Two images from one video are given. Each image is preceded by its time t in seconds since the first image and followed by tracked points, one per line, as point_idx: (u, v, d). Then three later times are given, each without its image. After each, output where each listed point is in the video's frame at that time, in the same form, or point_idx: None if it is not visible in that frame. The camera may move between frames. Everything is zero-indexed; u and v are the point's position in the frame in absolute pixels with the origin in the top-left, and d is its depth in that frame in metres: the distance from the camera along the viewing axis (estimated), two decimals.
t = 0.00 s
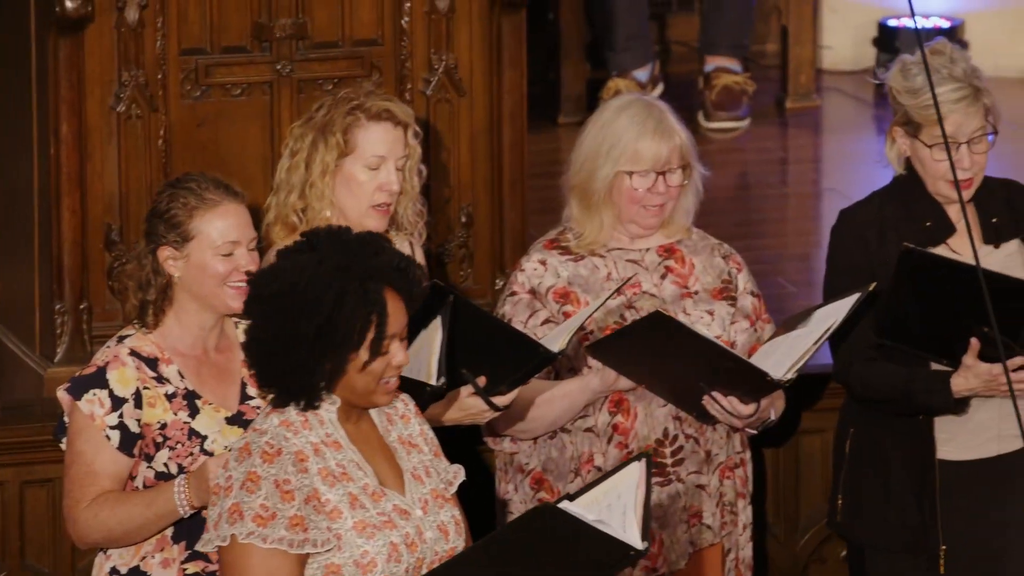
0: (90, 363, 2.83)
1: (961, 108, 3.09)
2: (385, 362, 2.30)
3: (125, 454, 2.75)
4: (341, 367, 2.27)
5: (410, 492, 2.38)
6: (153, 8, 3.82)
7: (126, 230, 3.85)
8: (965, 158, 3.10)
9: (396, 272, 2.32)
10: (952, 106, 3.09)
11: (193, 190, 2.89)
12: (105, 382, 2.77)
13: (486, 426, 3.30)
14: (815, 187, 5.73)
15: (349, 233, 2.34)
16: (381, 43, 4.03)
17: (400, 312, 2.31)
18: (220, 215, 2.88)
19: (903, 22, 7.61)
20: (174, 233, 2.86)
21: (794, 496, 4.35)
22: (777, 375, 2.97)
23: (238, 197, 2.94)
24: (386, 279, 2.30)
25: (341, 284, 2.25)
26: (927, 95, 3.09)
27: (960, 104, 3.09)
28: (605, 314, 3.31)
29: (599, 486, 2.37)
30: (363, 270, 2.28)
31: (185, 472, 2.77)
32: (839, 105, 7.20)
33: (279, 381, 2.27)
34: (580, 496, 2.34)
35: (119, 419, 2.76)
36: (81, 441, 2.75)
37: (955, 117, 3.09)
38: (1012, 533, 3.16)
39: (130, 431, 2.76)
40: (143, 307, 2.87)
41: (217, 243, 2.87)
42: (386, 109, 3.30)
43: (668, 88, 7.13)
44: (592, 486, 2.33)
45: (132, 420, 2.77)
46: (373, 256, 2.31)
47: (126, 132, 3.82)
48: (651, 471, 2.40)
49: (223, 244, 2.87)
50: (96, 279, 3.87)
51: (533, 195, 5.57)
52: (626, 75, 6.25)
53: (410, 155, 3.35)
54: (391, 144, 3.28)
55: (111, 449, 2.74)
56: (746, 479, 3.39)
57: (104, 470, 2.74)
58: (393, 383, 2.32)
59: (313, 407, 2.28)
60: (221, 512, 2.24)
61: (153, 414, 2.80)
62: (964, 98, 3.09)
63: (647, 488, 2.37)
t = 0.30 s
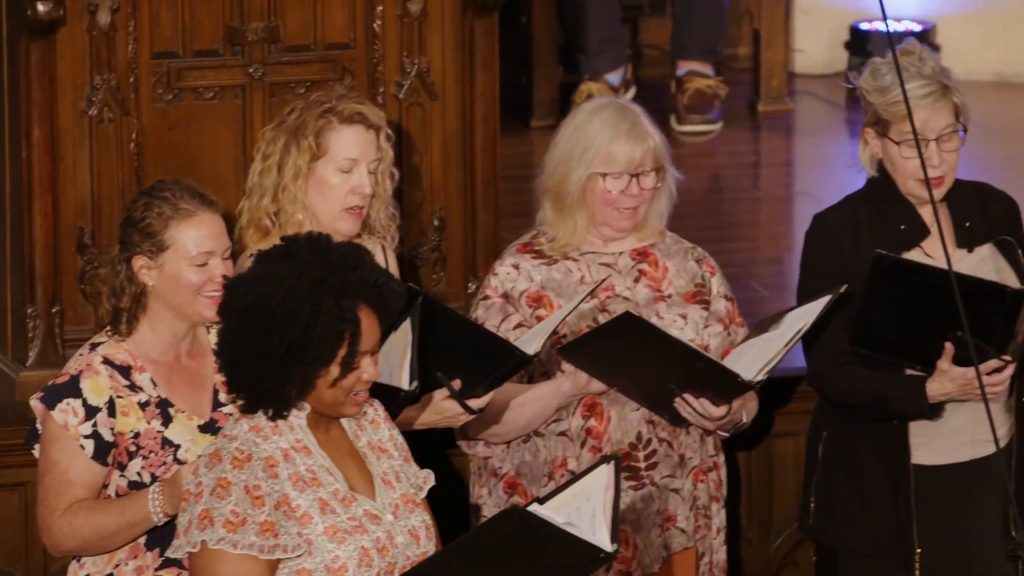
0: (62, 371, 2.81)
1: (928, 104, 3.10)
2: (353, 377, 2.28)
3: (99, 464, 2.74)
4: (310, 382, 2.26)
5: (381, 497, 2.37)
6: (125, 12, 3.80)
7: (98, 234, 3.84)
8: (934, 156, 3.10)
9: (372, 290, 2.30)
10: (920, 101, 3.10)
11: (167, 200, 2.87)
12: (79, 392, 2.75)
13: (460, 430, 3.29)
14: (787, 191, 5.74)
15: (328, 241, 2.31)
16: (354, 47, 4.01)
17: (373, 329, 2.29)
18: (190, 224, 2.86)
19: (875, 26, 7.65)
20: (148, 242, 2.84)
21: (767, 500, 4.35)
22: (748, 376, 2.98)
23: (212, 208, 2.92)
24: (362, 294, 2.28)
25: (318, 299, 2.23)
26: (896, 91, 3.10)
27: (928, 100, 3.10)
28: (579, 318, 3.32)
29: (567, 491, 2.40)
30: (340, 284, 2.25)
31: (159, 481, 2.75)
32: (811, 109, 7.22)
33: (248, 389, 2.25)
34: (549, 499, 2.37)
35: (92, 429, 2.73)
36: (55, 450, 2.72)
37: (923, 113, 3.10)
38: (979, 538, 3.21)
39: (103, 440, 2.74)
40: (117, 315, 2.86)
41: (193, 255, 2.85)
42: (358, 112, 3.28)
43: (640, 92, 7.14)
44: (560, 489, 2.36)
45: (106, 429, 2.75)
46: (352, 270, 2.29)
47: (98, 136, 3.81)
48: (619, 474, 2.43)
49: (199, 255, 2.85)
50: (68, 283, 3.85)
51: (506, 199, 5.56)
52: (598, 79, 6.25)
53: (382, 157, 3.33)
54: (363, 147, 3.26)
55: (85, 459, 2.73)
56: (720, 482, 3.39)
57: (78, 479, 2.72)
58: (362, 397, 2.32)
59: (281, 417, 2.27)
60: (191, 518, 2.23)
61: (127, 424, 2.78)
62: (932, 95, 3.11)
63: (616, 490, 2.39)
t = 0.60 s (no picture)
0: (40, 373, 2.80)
1: (913, 102, 3.10)
2: (332, 380, 2.28)
3: (76, 466, 2.73)
4: (284, 390, 2.25)
5: (359, 499, 2.37)
6: (102, 14, 3.78)
7: (75, 237, 3.82)
8: (916, 156, 3.09)
9: (348, 293, 2.30)
10: (904, 99, 3.10)
11: (144, 204, 2.87)
12: (57, 395, 2.74)
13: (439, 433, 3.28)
14: (765, 194, 5.75)
15: (304, 245, 2.31)
16: (331, 50, 4.00)
17: (350, 332, 2.29)
18: (167, 227, 2.86)
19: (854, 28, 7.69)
20: (126, 245, 2.83)
21: (744, 502, 4.35)
22: (726, 380, 2.98)
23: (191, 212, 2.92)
24: (338, 299, 2.28)
25: (292, 303, 2.23)
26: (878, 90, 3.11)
27: (911, 98, 3.10)
28: (557, 322, 3.30)
29: (544, 491, 2.41)
30: (314, 288, 2.25)
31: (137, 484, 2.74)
32: (788, 112, 7.24)
33: (222, 398, 2.24)
34: (527, 500, 2.40)
35: (71, 432, 2.73)
36: (32, 453, 2.72)
37: (904, 112, 3.11)
38: (959, 543, 3.19)
39: (81, 443, 2.74)
40: (96, 317, 2.85)
41: (171, 258, 2.84)
42: (335, 113, 3.28)
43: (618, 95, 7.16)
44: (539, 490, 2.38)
45: (84, 432, 2.74)
46: (327, 274, 2.29)
47: (75, 139, 3.80)
48: (597, 474, 2.45)
49: (176, 259, 2.84)
50: (45, 286, 3.84)
51: (483, 201, 5.56)
52: (576, 81, 6.31)
53: (360, 159, 3.34)
54: (341, 147, 3.27)
55: (63, 461, 2.72)
56: (698, 486, 3.39)
57: (54, 482, 2.71)
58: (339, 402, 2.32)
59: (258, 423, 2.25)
60: (168, 521, 2.22)
61: (106, 427, 2.77)
62: (916, 94, 3.10)
63: (593, 491, 2.40)
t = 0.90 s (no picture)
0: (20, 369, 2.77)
1: (899, 100, 3.10)
2: (313, 347, 2.30)
3: (58, 459, 2.71)
4: (268, 357, 2.26)
5: (341, 499, 2.35)
6: (79, 16, 3.75)
7: (52, 239, 3.80)
8: (902, 155, 3.09)
9: (309, 263, 2.33)
10: (889, 98, 3.10)
11: (115, 198, 2.84)
12: (39, 388, 2.71)
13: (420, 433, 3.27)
14: (742, 196, 5.76)
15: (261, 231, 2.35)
16: (308, 52, 3.97)
17: (321, 297, 2.33)
18: (143, 221, 2.83)
19: (830, 31, 7.78)
20: (98, 241, 2.82)
21: (722, 505, 4.35)
22: (698, 378, 2.98)
23: (162, 204, 2.89)
24: (304, 266, 2.32)
25: (259, 266, 2.25)
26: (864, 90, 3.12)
27: (898, 97, 3.10)
28: (541, 323, 3.28)
29: (522, 493, 2.33)
30: (280, 256, 2.29)
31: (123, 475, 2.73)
32: (764, 115, 7.26)
33: (205, 384, 2.24)
34: (503, 503, 2.29)
35: (53, 425, 2.70)
36: (13, 446, 2.69)
37: (891, 111, 3.10)
38: (933, 544, 3.18)
39: (63, 436, 2.71)
40: (73, 314, 2.83)
41: (143, 251, 2.82)
42: (310, 109, 3.27)
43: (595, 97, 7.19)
44: (518, 492, 2.29)
45: (66, 425, 2.72)
46: (291, 248, 2.33)
47: (52, 141, 3.77)
48: (575, 477, 2.37)
49: (148, 250, 2.82)
50: (21, 290, 3.80)
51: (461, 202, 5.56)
52: (553, 84, 6.33)
53: (337, 158, 3.32)
54: (317, 143, 3.25)
55: (44, 454, 2.69)
56: (676, 489, 3.37)
57: (35, 476, 2.68)
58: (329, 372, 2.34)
59: (250, 404, 2.28)
60: (150, 518, 2.20)
61: (89, 419, 2.75)
62: (902, 93, 3.11)
63: (571, 495, 2.33)
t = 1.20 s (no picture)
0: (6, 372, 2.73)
1: (889, 109, 3.10)
2: (300, 347, 2.27)
3: (38, 467, 2.67)
4: (257, 353, 2.25)
5: (325, 508, 2.33)
6: (59, 19, 3.72)
7: (32, 242, 3.77)
8: (891, 162, 3.10)
9: (299, 267, 2.33)
10: (880, 106, 3.10)
11: (93, 207, 2.83)
12: (22, 394, 2.67)
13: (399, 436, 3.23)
14: (723, 199, 5.76)
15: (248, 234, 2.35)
16: (289, 55, 3.93)
17: (308, 296, 2.31)
18: (123, 229, 2.82)
19: (810, 34, 7.83)
20: (77, 246, 2.82)
21: (702, 511, 4.29)
22: (675, 379, 2.97)
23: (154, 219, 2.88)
24: (291, 265, 2.32)
25: (247, 263, 2.25)
26: (858, 96, 3.11)
27: (889, 105, 3.10)
28: (523, 331, 3.25)
29: (501, 500, 2.29)
30: (268, 255, 2.29)
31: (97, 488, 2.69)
32: (744, 118, 7.26)
33: (196, 382, 2.24)
34: (484, 510, 2.27)
35: (34, 431, 2.66)
36: None
37: (884, 118, 3.10)
38: (919, 547, 3.14)
39: (44, 443, 2.68)
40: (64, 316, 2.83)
41: (113, 260, 2.80)
42: (297, 111, 3.25)
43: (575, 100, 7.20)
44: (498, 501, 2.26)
45: (47, 432, 2.68)
46: (278, 250, 2.33)
47: (32, 143, 3.75)
48: (555, 485, 2.34)
49: (119, 260, 2.80)
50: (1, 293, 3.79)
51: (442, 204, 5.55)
52: (534, 88, 6.29)
53: (324, 161, 3.31)
54: (305, 145, 3.22)
55: (24, 461, 2.66)
56: (654, 497, 3.35)
57: (15, 481, 2.65)
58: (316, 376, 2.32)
59: (235, 403, 2.27)
60: (134, 522, 2.17)
61: (69, 429, 2.72)
62: (895, 100, 3.11)
63: (551, 503, 2.31)
